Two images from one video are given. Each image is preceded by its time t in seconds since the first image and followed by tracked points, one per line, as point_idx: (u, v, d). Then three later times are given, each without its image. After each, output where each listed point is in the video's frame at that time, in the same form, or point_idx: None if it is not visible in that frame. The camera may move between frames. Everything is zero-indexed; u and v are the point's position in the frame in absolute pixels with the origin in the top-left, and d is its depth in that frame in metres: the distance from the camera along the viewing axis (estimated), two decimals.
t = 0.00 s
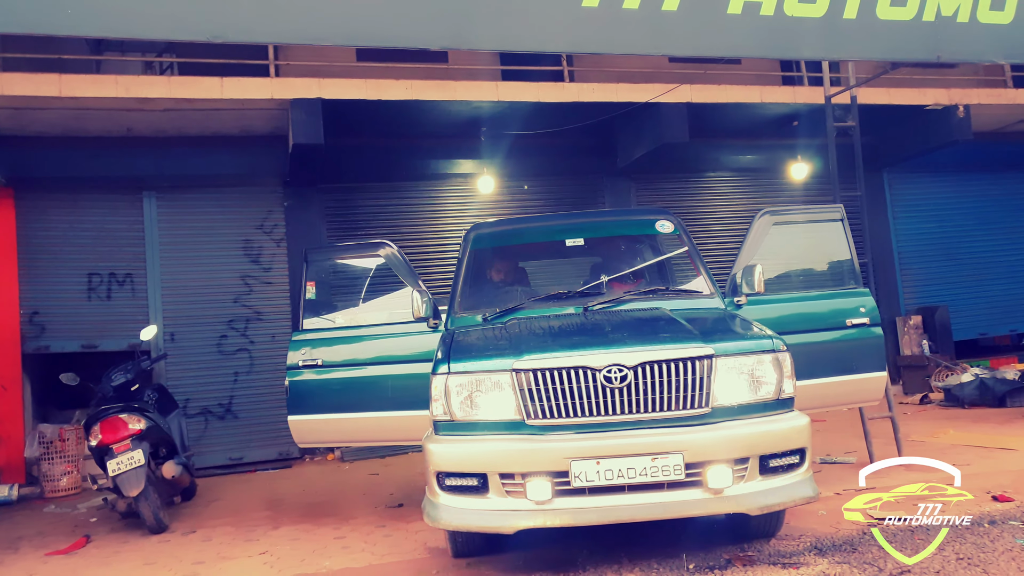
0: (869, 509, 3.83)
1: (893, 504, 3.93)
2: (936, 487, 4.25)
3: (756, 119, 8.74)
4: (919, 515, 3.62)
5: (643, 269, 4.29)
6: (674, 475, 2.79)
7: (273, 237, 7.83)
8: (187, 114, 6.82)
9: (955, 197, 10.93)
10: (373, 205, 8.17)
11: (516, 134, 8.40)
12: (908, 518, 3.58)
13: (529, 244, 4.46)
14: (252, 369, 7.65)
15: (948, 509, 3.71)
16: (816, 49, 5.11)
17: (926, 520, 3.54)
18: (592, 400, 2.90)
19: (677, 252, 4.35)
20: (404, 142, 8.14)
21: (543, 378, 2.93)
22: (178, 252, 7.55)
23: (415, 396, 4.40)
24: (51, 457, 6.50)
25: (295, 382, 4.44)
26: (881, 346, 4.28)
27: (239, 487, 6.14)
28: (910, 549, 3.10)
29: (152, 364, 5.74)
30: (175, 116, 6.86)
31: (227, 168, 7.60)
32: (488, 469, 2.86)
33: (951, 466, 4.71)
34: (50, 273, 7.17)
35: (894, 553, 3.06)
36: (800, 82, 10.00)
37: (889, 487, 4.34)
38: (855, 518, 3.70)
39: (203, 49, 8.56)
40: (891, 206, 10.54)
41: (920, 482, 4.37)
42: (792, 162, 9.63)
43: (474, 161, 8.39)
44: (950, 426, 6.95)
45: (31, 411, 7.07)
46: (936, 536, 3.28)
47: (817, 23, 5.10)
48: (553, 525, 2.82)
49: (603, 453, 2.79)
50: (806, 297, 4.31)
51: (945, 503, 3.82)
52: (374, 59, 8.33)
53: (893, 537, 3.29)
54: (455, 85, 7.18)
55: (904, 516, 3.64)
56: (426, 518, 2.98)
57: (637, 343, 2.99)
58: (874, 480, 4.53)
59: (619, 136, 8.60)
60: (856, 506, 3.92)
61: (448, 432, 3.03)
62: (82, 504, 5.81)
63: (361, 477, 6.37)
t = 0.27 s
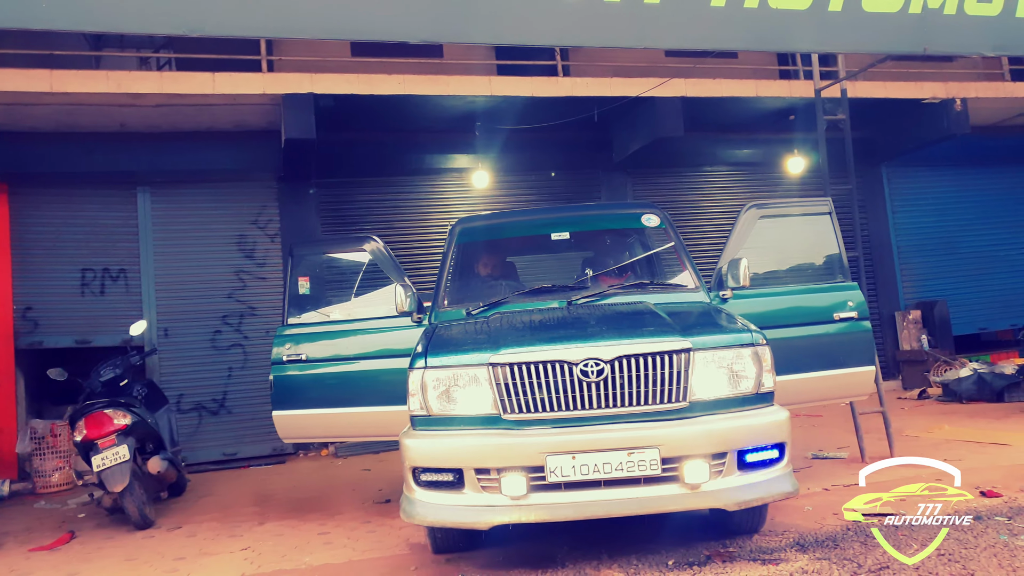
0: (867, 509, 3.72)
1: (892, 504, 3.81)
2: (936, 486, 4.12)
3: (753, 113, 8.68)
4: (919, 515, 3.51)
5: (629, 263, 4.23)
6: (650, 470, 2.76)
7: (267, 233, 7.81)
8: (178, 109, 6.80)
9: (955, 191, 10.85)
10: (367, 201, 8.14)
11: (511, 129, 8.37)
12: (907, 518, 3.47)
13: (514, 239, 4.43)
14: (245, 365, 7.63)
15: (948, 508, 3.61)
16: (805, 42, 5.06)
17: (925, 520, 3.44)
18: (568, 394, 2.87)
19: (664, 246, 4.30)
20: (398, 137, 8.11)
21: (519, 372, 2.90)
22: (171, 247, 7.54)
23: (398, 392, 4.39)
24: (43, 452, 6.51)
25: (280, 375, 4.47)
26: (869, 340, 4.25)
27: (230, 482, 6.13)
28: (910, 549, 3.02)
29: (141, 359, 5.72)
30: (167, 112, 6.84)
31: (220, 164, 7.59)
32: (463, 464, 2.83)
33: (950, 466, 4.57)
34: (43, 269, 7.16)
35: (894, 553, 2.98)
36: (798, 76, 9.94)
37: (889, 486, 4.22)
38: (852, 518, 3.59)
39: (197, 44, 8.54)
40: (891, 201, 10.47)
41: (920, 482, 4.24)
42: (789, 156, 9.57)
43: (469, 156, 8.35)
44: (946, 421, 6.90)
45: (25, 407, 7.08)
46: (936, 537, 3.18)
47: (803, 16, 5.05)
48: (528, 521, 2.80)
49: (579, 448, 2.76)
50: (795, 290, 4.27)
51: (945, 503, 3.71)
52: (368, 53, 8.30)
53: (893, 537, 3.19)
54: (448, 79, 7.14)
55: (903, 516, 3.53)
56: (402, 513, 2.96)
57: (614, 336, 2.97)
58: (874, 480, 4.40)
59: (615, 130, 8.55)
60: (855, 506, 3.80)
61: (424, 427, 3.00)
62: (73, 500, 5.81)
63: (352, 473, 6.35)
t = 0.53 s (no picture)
0: (867, 509, 3.72)
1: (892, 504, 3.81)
2: (936, 486, 4.11)
3: (748, 112, 8.65)
4: (918, 515, 3.51)
5: (616, 265, 4.26)
6: (626, 472, 2.75)
7: (261, 233, 7.81)
8: (171, 110, 6.81)
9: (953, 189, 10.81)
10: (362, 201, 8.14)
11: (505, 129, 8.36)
12: (907, 518, 3.48)
13: (500, 238, 4.44)
14: (240, 365, 7.64)
15: (948, 509, 3.60)
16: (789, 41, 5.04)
17: (925, 520, 3.44)
18: (545, 396, 2.86)
19: (650, 248, 4.30)
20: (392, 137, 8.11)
21: (496, 374, 2.90)
22: (166, 248, 7.55)
23: (382, 393, 4.40)
24: (37, 453, 6.54)
25: (265, 376, 4.50)
26: (858, 340, 4.24)
27: (221, 483, 6.13)
28: (910, 548, 3.03)
29: (133, 359, 5.73)
30: (160, 113, 6.84)
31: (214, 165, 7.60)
32: (439, 466, 2.83)
33: (952, 466, 4.56)
34: (38, 270, 7.18)
35: (894, 553, 2.98)
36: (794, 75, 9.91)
37: (888, 486, 4.21)
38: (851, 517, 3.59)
39: (192, 45, 8.55)
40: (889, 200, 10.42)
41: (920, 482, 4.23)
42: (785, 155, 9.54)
43: (463, 156, 8.35)
44: (941, 421, 6.87)
45: (20, 407, 7.10)
46: (936, 537, 3.18)
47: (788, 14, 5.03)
48: (505, 523, 2.79)
49: (555, 450, 2.76)
50: (782, 292, 4.25)
51: (944, 503, 3.71)
52: (362, 54, 8.31)
53: (894, 537, 3.19)
54: (441, 79, 7.14)
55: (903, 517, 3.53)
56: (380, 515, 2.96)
57: (592, 338, 2.96)
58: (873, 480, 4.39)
59: (611, 130, 8.54)
60: (855, 506, 3.80)
61: (403, 428, 3.00)
62: (66, 500, 5.83)
63: (345, 473, 6.34)
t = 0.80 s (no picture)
0: (867, 508, 3.76)
1: (892, 504, 3.85)
2: (936, 486, 4.15)
3: (754, 112, 8.60)
4: (919, 515, 3.56)
5: (612, 267, 4.30)
6: (611, 478, 2.74)
7: (265, 234, 7.85)
8: (173, 113, 6.85)
9: (962, 189, 10.71)
10: (364, 202, 8.15)
11: (508, 130, 8.36)
12: (907, 518, 3.52)
13: (494, 241, 4.43)
14: (244, 366, 7.68)
15: (948, 509, 3.65)
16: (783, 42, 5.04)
17: (925, 520, 3.48)
18: (531, 400, 2.86)
19: (644, 251, 4.28)
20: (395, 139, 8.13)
21: (482, 378, 2.89)
22: (170, 250, 7.60)
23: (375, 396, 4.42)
24: (43, 452, 6.58)
25: (261, 378, 4.55)
26: (855, 344, 4.21)
27: (222, 483, 6.16)
28: (910, 549, 3.07)
29: (134, 360, 5.77)
30: (163, 116, 6.89)
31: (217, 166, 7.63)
32: (424, 470, 2.83)
33: (951, 466, 4.62)
34: (43, 271, 7.24)
35: (894, 554, 3.02)
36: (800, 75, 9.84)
37: (888, 486, 4.26)
38: (852, 518, 3.62)
39: (196, 48, 8.61)
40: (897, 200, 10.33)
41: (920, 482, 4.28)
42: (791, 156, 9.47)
43: (466, 158, 8.35)
44: (946, 425, 6.80)
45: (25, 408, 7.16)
46: (935, 537, 3.23)
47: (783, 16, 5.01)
48: (490, 528, 2.79)
49: (539, 455, 2.75)
50: (775, 296, 4.23)
51: (944, 503, 3.75)
52: (365, 56, 8.33)
53: (895, 539, 3.23)
54: (442, 81, 7.15)
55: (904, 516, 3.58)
56: (367, 519, 2.96)
57: (579, 342, 2.95)
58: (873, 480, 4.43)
59: (614, 131, 8.52)
60: (856, 506, 3.84)
61: (390, 433, 3.01)
62: (69, 499, 5.87)
63: (345, 474, 6.36)
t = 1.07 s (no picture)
0: (869, 509, 3.86)
1: (892, 504, 3.94)
2: (936, 486, 4.25)
3: (782, 111, 8.47)
4: (918, 515, 3.66)
5: (631, 269, 4.26)
6: (619, 483, 2.72)
7: (292, 236, 7.95)
8: (202, 117, 6.97)
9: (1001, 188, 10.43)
10: (389, 204, 8.21)
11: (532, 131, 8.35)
12: (907, 518, 3.62)
13: (509, 243, 4.43)
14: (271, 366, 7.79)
15: (948, 509, 3.74)
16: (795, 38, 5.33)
17: (925, 520, 3.57)
18: (540, 404, 2.85)
19: (662, 253, 4.25)
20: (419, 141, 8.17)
21: (491, 382, 2.90)
22: (199, 251, 7.73)
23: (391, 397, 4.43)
24: (75, 450, 6.73)
25: (281, 379, 4.62)
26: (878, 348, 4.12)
27: (247, 482, 6.25)
28: (909, 548, 3.16)
29: (161, 360, 5.87)
30: (192, 120, 7.01)
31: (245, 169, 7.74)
32: (433, 474, 2.84)
33: (950, 466, 4.73)
34: (77, 273, 7.41)
35: (894, 553, 3.11)
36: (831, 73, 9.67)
37: (890, 486, 4.35)
38: (853, 518, 3.71)
39: (226, 53, 8.75)
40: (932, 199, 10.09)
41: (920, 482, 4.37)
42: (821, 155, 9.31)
43: (490, 159, 8.37)
44: (980, 431, 6.62)
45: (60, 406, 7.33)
46: (936, 536, 3.32)
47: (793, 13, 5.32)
48: (498, 532, 2.79)
49: (547, 459, 2.74)
50: (795, 298, 4.17)
51: (944, 503, 3.85)
52: (391, 59, 8.39)
53: (893, 537, 3.33)
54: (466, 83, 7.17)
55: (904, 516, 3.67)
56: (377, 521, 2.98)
57: (589, 345, 2.93)
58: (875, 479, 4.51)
59: (639, 131, 8.46)
60: (856, 506, 3.94)
61: (400, 435, 3.02)
62: (99, 496, 6.00)
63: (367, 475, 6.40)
